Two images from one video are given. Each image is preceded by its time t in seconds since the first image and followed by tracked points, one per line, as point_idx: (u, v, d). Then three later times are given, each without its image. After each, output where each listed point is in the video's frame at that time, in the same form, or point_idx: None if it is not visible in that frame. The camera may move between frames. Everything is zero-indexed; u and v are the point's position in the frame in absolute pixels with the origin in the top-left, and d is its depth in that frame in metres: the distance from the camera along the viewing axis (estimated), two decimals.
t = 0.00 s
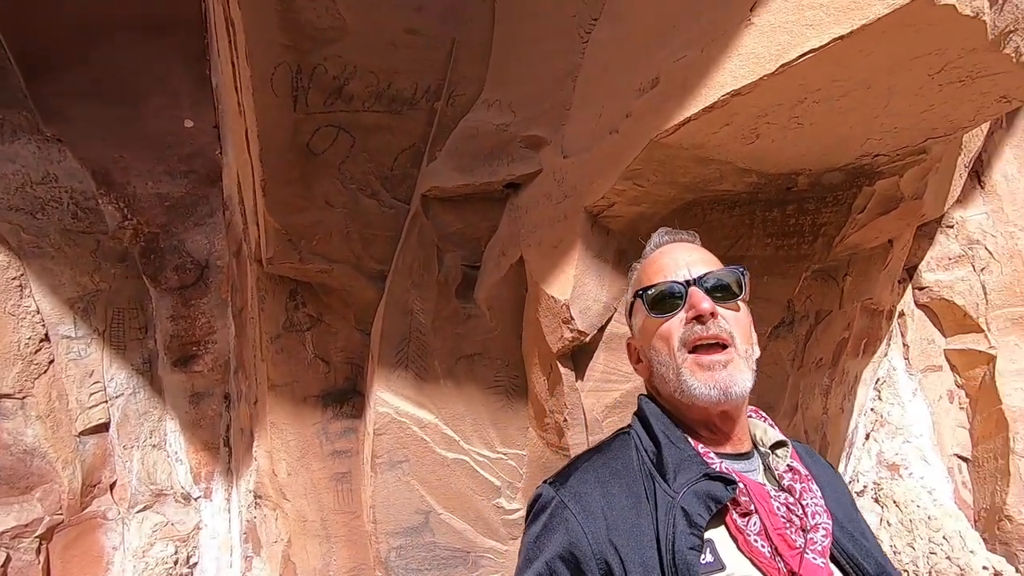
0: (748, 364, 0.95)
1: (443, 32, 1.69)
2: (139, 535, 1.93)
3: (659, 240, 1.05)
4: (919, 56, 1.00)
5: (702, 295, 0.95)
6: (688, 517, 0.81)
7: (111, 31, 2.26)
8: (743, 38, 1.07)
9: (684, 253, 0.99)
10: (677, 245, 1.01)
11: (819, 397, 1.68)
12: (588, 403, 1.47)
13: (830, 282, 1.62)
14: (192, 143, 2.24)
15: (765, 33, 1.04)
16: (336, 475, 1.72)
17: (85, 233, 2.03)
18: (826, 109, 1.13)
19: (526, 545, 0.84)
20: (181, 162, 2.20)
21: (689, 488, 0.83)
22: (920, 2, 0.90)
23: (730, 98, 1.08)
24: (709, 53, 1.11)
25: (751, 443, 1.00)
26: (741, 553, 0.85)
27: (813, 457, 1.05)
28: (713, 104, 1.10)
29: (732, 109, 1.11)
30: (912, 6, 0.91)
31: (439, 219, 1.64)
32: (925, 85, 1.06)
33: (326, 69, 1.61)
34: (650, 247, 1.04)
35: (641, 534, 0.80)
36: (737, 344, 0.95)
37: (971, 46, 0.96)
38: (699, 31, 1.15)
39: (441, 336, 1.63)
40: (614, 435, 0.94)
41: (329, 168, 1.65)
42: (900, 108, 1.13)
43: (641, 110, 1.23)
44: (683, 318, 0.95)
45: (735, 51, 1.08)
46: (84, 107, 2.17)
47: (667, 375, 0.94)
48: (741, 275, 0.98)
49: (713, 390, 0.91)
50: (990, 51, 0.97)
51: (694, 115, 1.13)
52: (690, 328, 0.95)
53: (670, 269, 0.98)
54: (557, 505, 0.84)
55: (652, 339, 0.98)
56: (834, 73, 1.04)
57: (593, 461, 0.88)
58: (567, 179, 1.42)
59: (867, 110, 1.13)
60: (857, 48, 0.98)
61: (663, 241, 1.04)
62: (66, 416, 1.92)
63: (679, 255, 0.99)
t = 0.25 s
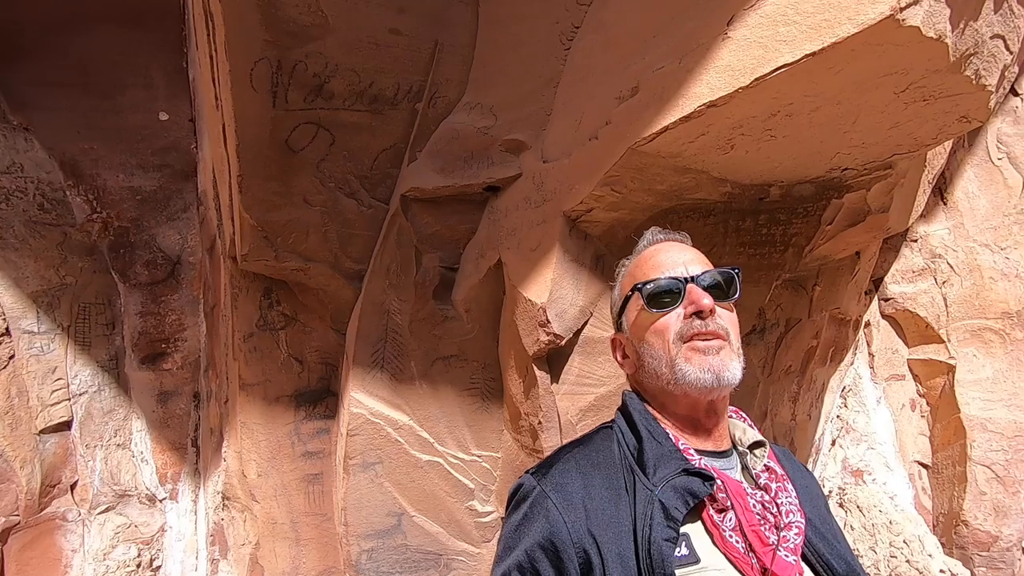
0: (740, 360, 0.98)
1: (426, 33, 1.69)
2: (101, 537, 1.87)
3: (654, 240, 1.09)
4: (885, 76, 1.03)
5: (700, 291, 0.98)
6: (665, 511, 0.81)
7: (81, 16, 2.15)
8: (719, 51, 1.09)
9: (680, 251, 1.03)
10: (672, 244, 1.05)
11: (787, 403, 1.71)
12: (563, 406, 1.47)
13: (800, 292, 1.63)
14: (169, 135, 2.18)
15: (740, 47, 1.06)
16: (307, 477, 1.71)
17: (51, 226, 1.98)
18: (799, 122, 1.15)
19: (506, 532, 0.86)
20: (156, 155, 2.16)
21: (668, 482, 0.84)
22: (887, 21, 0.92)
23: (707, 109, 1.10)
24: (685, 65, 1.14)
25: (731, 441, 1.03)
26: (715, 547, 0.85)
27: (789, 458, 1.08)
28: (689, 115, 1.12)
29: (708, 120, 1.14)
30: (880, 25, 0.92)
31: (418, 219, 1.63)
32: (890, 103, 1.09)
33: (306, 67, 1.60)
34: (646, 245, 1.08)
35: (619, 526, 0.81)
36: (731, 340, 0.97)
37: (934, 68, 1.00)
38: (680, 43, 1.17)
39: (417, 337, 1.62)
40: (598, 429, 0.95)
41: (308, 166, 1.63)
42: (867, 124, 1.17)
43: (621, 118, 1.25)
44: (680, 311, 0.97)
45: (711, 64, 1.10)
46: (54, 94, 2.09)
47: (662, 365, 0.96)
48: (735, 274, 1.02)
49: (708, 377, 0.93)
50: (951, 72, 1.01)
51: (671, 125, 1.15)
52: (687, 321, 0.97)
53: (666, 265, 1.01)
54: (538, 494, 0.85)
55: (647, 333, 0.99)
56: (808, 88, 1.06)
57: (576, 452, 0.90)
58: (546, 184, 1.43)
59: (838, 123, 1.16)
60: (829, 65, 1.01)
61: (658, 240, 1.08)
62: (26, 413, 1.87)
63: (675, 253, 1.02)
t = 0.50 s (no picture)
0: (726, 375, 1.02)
1: (402, 40, 1.69)
2: (63, 545, 1.80)
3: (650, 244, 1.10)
4: (845, 91, 1.07)
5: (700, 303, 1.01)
6: (631, 519, 0.83)
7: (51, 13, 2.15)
8: (687, 64, 1.11)
9: (677, 260, 1.05)
10: (668, 251, 1.07)
11: (757, 408, 1.74)
12: (535, 411, 1.48)
13: (769, 299, 1.66)
14: (140, 135, 2.14)
15: (708, 60, 1.08)
16: (278, 483, 1.69)
17: (16, 227, 1.95)
18: (765, 134, 1.19)
19: (473, 530, 0.87)
20: (125, 155, 2.10)
21: (637, 490, 0.84)
22: (844, 40, 0.96)
23: (676, 120, 1.13)
24: (654, 77, 1.16)
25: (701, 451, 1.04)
26: (679, 558, 0.87)
27: (757, 470, 1.10)
28: (658, 126, 1.14)
29: (676, 131, 1.16)
30: (839, 43, 0.97)
31: (393, 223, 1.62)
32: (851, 118, 1.14)
33: (281, 70, 1.60)
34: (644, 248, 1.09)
35: (586, 530, 0.82)
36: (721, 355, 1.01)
37: (890, 84, 1.04)
38: (650, 54, 1.19)
39: (391, 342, 1.61)
40: (573, 429, 0.96)
41: (281, 169, 1.62)
42: (829, 137, 1.21)
43: (593, 127, 1.27)
44: (680, 320, 1.00)
45: (680, 76, 1.12)
46: (18, 91, 2.05)
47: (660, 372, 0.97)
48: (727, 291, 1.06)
49: (704, 390, 0.96)
50: (905, 90, 1.06)
51: (641, 135, 1.17)
52: (686, 331, 0.99)
53: (665, 271, 1.03)
54: (508, 494, 0.86)
55: (642, 338, 1.01)
56: (773, 101, 1.09)
57: (549, 453, 0.91)
58: (519, 191, 1.44)
59: (803, 135, 1.19)
60: (793, 80, 1.04)
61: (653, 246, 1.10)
62: None
63: (673, 261, 1.05)
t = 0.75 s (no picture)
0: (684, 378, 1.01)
1: (382, 43, 1.69)
2: (34, 552, 1.77)
3: (615, 244, 1.10)
4: (814, 99, 1.09)
5: (658, 307, 1.00)
6: (589, 513, 0.83)
7: (26, 12, 2.10)
8: (662, 70, 1.13)
9: (640, 262, 1.04)
10: (633, 252, 1.06)
11: (735, 411, 1.73)
12: (514, 412, 1.48)
13: (746, 302, 1.67)
14: (118, 136, 2.11)
15: (681, 67, 1.10)
16: (257, 486, 1.68)
17: None
18: (737, 140, 1.21)
19: (435, 523, 0.87)
20: (103, 156, 2.07)
21: (596, 485, 0.85)
22: (811, 49, 0.98)
23: (650, 125, 1.14)
24: (630, 83, 1.18)
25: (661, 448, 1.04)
26: (635, 553, 0.86)
27: (715, 467, 1.10)
28: (633, 130, 1.16)
29: (651, 136, 1.18)
30: (805, 52, 0.98)
31: (372, 225, 1.62)
32: (821, 124, 1.16)
33: (259, 72, 1.59)
34: (608, 248, 1.09)
35: (545, 523, 0.83)
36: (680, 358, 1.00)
37: (858, 92, 1.07)
38: (626, 60, 1.21)
39: (371, 345, 1.61)
40: (536, 425, 0.96)
41: (260, 171, 1.62)
42: (800, 143, 1.23)
43: (571, 131, 1.28)
44: (637, 324, 0.99)
45: (654, 82, 1.14)
46: None
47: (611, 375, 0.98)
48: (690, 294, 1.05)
49: (655, 393, 0.96)
50: (872, 97, 1.08)
51: (616, 140, 1.19)
52: (642, 336, 0.99)
53: (627, 273, 1.03)
54: (471, 488, 0.86)
55: (601, 339, 1.01)
56: (744, 107, 1.11)
57: (511, 447, 0.90)
58: (499, 194, 1.45)
59: (775, 141, 1.22)
60: (762, 87, 1.06)
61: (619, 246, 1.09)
62: None
63: (635, 263, 1.04)
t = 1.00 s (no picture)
0: (658, 393, 0.97)
1: (373, 46, 1.68)
2: (19, 560, 1.72)
3: (593, 254, 1.08)
4: (804, 103, 1.09)
5: (624, 322, 0.97)
6: (571, 525, 0.82)
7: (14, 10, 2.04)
8: (653, 75, 1.12)
9: (611, 274, 1.01)
10: (606, 263, 1.03)
11: (728, 414, 1.73)
12: (506, 417, 1.48)
13: (739, 306, 1.66)
14: (107, 138, 2.07)
15: (672, 72, 1.10)
16: (247, 492, 1.66)
17: None
18: (729, 144, 1.20)
19: (419, 536, 0.84)
20: (92, 158, 2.03)
21: (579, 497, 0.83)
22: (801, 54, 0.98)
23: (641, 130, 1.14)
24: (622, 87, 1.17)
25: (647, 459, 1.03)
26: (618, 564, 0.84)
27: (703, 477, 1.07)
28: (625, 134, 1.16)
29: (642, 140, 1.18)
30: (795, 57, 0.98)
31: (363, 229, 1.61)
32: (811, 129, 1.16)
33: (249, 74, 1.58)
34: (584, 260, 1.07)
35: (529, 537, 0.81)
36: (651, 373, 0.97)
37: (848, 97, 1.07)
38: (618, 64, 1.21)
39: (362, 349, 1.60)
40: (522, 436, 0.94)
41: (250, 174, 1.60)
42: (792, 147, 1.23)
43: (562, 135, 1.27)
44: (603, 340, 0.97)
45: (646, 86, 1.13)
46: None
47: (576, 392, 0.96)
48: (665, 305, 1.00)
49: (618, 412, 0.93)
50: (863, 102, 1.08)
51: (608, 144, 1.18)
52: (608, 353, 0.96)
53: (597, 287, 1.00)
54: (454, 500, 0.83)
55: (571, 355, 0.99)
56: (735, 111, 1.11)
57: (496, 458, 0.88)
58: (490, 197, 1.44)
59: (766, 145, 1.22)
60: (752, 92, 1.06)
61: (595, 255, 1.07)
62: None
63: (606, 275, 1.01)
